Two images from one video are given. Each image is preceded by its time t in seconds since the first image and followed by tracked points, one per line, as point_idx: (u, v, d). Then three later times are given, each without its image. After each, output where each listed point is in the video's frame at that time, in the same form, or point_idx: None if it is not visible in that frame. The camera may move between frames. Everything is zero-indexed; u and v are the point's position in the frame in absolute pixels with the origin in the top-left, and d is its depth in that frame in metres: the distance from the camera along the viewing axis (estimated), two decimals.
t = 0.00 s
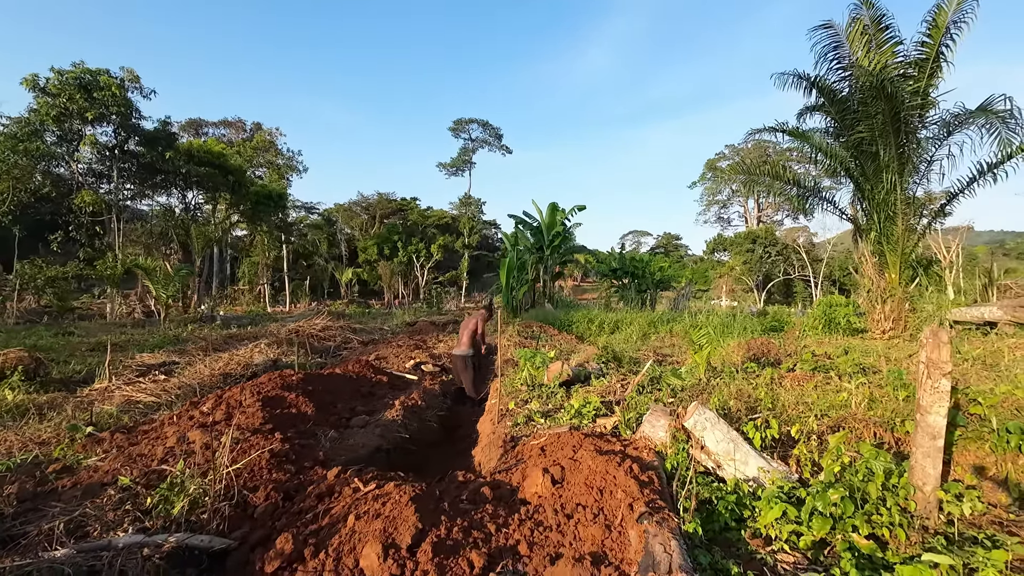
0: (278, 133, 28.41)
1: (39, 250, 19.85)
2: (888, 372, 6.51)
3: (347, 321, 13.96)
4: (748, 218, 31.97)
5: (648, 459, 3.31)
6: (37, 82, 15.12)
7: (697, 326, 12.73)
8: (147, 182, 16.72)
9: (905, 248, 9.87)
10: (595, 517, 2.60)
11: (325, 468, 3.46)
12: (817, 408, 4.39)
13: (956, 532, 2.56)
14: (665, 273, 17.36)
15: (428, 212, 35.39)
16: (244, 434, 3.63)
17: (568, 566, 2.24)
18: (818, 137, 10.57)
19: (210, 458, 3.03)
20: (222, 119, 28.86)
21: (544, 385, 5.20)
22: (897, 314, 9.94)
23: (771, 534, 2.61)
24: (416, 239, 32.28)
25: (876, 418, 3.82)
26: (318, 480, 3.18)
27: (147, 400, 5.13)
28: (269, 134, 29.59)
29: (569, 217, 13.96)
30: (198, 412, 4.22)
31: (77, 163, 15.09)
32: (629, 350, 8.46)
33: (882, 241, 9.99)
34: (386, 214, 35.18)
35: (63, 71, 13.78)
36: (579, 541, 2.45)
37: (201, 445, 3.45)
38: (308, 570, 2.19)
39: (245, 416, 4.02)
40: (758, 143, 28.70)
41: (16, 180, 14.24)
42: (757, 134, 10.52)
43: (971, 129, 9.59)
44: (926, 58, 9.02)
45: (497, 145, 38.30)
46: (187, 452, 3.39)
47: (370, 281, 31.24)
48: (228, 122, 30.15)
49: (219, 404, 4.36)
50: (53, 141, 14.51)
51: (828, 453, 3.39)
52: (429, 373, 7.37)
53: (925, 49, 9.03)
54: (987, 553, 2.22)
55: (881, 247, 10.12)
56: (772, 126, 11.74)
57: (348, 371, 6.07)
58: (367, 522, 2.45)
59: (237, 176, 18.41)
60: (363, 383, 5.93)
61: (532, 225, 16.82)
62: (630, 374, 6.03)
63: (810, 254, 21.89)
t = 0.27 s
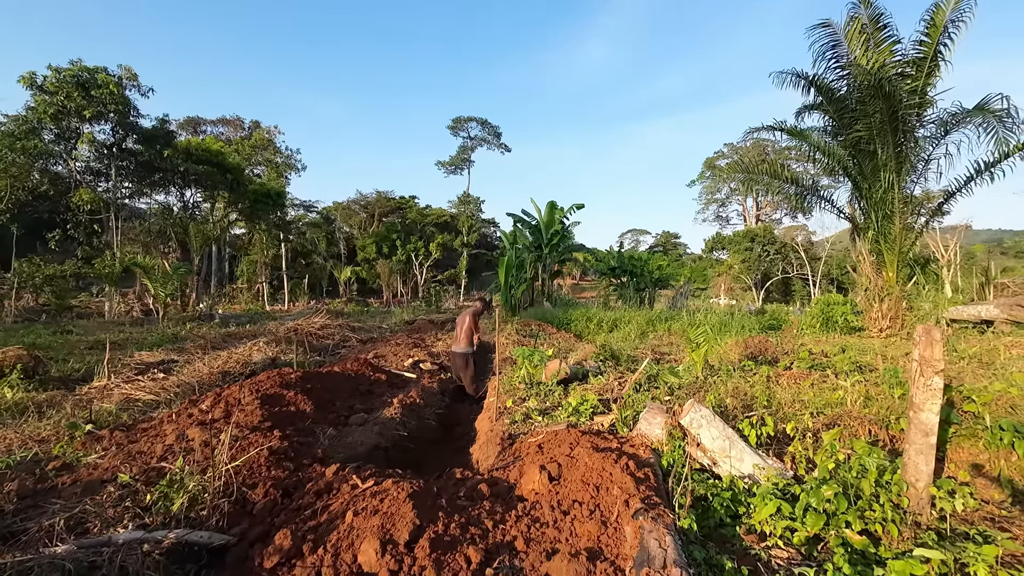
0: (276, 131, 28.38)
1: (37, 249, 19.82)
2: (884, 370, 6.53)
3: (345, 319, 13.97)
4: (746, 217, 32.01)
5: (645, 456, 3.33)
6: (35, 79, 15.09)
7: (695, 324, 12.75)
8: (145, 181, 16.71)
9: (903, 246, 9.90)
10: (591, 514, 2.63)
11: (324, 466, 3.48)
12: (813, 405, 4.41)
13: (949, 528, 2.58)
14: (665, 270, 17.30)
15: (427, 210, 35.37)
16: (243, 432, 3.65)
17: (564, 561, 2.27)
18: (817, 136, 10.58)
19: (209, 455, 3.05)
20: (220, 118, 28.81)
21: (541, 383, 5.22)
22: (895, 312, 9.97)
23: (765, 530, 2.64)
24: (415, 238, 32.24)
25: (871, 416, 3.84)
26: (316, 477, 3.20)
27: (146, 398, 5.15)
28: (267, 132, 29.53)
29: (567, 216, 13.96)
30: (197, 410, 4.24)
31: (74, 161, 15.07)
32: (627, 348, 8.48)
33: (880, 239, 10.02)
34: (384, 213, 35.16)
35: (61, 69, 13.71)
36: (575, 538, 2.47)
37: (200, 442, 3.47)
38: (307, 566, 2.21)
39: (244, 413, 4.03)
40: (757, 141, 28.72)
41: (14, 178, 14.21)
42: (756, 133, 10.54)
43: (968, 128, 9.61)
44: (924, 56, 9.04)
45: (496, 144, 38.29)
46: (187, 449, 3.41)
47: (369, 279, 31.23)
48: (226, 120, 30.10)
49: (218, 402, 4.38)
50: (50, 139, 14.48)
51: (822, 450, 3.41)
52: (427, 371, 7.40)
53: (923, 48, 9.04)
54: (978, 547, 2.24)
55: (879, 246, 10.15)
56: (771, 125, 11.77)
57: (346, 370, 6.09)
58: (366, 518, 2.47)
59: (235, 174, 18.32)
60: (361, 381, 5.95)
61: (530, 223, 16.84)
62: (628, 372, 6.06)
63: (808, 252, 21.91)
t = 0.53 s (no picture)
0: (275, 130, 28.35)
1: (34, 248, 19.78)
2: (881, 369, 6.55)
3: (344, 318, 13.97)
4: (745, 216, 32.02)
5: (641, 455, 3.34)
6: (32, 78, 15.06)
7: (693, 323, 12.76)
8: (143, 179, 16.70)
9: (901, 245, 9.92)
10: (587, 511, 2.64)
11: (321, 464, 3.49)
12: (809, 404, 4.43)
13: (942, 526, 2.60)
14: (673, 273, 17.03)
15: (426, 209, 35.35)
16: (241, 431, 3.66)
17: (560, 558, 2.28)
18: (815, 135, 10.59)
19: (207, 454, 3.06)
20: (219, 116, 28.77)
21: (539, 382, 5.24)
22: (892, 311, 9.99)
23: (761, 528, 2.65)
24: (414, 237, 32.20)
25: (867, 415, 3.87)
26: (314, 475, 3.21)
27: (144, 397, 5.15)
28: (265, 130, 29.47)
29: (566, 215, 13.96)
30: (195, 409, 4.24)
31: (72, 160, 15.04)
32: (625, 347, 8.50)
33: (878, 238, 10.04)
34: (383, 212, 35.14)
35: (57, 67, 13.61)
36: (571, 536, 2.48)
37: (198, 441, 3.48)
38: (305, 564, 2.22)
39: (242, 412, 4.05)
40: (755, 140, 28.75)
41: (12, 178, 14.02)
42: (754, 132, 10.56)
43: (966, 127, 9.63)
44: (922, 56, 9.05)
45: (495, 142, 38.29)
46: (185, 448, 3.42)
47: (368, 278, 31.21)
48: (224, 119, 30.07)
49: (216, 401, 4.39)
50: (48, 138, 14.45)
51: (818, 448, 3.42)
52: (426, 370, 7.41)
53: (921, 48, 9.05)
54: (971, 545, 2.26)
55: (877, 245, 10.17)
56: (769, 124, 11.79)
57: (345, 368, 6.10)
58: (363, 516, 2.48)
59: (234, 173, 18.24)
60: (359, 379, 5.95)
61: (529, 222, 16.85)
62: (625, 371, 6.08)
63: (807, 252, 21.94)
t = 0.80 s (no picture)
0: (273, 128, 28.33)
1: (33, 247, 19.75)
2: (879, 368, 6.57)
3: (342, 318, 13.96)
4: (744, 215, 32.06)
5: (638, 454, 3.36)
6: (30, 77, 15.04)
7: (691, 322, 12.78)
8: (142, 178, 16.69)
9: (899, 244, 9.93)
10: (582, 509, 2.65)
11: (319, 463, 3.50)
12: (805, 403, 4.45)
13: (936, 523, 2.62)
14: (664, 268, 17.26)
15: (425, 208, 35.33)
16: (239, 429, 3.67)
17: (556, 556, 2.29)
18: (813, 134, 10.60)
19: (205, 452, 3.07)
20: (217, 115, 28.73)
21: (537, 381, 5.26)
22: (889, 310, 10.01)
23: (756, 526, 2.67)
24: (414, 236, 32.14)
25: (863, 413, 3.88)
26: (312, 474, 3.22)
27: (142, 396, 5.16)
28: (264, 129, 29.45)
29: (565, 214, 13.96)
30: (193, 408, 4.25)
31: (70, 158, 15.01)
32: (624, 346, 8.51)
33: (876, 237, 10.05)
34: (382, 211, 35.11)
35: (55, 66, 13.59)
36: (567, 534, 2.50)
37: (196, 440, 3.48)
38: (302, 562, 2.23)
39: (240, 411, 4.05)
40: (754, 140, 28.78)
41: (10, 176, 14.10)
42: (752, 131, 10.57)
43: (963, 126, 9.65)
44: (920, 55, 9.06)
45: (494, 141, 38.26)
46: (183, 446, 3.42)
47: (366, 277, 31.19)
48: (223, 117, 30.04)
49: (214, 400, 4.39)
50: (46, 136, 14.43)
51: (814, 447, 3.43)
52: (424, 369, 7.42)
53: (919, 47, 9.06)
54: (965, 544, 2.27)
55: (875, 244, 10.18)
56: (767, 123, 11.80)
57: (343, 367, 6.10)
58: (360, 514, 2.49)
59: (232, 172, 18.20)
60: (357, 378, 5.96)
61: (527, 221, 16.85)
62: (623, 370, 6.09)
63: (805, 251, 21.94)
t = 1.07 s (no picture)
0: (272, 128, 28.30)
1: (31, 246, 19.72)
2: (877, 368, 6.58)
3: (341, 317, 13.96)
4: (743, 214, 32.08)
5: (636, 453, 3.37)
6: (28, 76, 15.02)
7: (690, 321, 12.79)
8: (140, 177, 16.67)
9: (897, 244, 9.94)
10: (580, 508, 2.66)
11: (317, 462, 3.50)
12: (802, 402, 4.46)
13: (932, 522, 2.63)
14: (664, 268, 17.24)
15: (424, 207, 35.30)
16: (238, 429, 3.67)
17: (554, 554, 2.30)
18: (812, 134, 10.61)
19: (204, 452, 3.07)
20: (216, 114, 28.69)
21: (536, 380, 5.27)
22: (887, 310, 10.03)
23: (754, 525, 2.67)
24: (413, 236, 32.11)
25: (860, 413, 3.90)
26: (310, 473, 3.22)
27: (140, 395, 5.16)
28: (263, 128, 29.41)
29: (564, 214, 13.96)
30: (192, 408, 4.25)
31: (69, 158, 14.99)
32: (622, 346, 8.52)
33: (874, 237, 10.05)
34: (380, 210, 35.08)
35: (54, 65, 13.56)
36: (565, 533, 2.51)
37: (194, 440, 3.48)
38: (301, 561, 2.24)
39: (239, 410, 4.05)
40: (753, 140, 28.80)
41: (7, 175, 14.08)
42: (751, 130, 10.58)
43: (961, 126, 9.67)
44: (919, 55, 9.06)
45: (493, 141, 38.25)
46: (182, 446, 3.42)
47: (365, 276, 31.16)
48: (222, 117, 29.99)
49: (213, 399, 4.40)
50: (44, 135, 14.39)
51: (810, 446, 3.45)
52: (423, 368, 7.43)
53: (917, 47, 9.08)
54: (960, 543, 2.28)
55: (873, 244, 10.19)
56: (766, 123, 11.81)
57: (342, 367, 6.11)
58: (359, 513, 2.50)
59: (231, 171, 18.17)
60: (355, 378, 5.96)
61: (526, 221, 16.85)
62: (622, 369, 6.10)
63: (804, 250, 21.96)
